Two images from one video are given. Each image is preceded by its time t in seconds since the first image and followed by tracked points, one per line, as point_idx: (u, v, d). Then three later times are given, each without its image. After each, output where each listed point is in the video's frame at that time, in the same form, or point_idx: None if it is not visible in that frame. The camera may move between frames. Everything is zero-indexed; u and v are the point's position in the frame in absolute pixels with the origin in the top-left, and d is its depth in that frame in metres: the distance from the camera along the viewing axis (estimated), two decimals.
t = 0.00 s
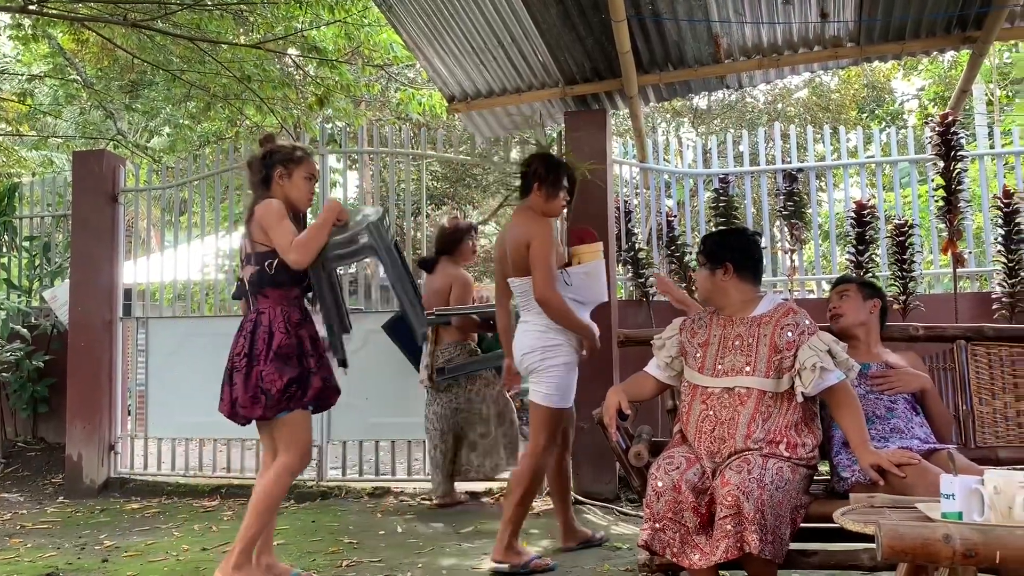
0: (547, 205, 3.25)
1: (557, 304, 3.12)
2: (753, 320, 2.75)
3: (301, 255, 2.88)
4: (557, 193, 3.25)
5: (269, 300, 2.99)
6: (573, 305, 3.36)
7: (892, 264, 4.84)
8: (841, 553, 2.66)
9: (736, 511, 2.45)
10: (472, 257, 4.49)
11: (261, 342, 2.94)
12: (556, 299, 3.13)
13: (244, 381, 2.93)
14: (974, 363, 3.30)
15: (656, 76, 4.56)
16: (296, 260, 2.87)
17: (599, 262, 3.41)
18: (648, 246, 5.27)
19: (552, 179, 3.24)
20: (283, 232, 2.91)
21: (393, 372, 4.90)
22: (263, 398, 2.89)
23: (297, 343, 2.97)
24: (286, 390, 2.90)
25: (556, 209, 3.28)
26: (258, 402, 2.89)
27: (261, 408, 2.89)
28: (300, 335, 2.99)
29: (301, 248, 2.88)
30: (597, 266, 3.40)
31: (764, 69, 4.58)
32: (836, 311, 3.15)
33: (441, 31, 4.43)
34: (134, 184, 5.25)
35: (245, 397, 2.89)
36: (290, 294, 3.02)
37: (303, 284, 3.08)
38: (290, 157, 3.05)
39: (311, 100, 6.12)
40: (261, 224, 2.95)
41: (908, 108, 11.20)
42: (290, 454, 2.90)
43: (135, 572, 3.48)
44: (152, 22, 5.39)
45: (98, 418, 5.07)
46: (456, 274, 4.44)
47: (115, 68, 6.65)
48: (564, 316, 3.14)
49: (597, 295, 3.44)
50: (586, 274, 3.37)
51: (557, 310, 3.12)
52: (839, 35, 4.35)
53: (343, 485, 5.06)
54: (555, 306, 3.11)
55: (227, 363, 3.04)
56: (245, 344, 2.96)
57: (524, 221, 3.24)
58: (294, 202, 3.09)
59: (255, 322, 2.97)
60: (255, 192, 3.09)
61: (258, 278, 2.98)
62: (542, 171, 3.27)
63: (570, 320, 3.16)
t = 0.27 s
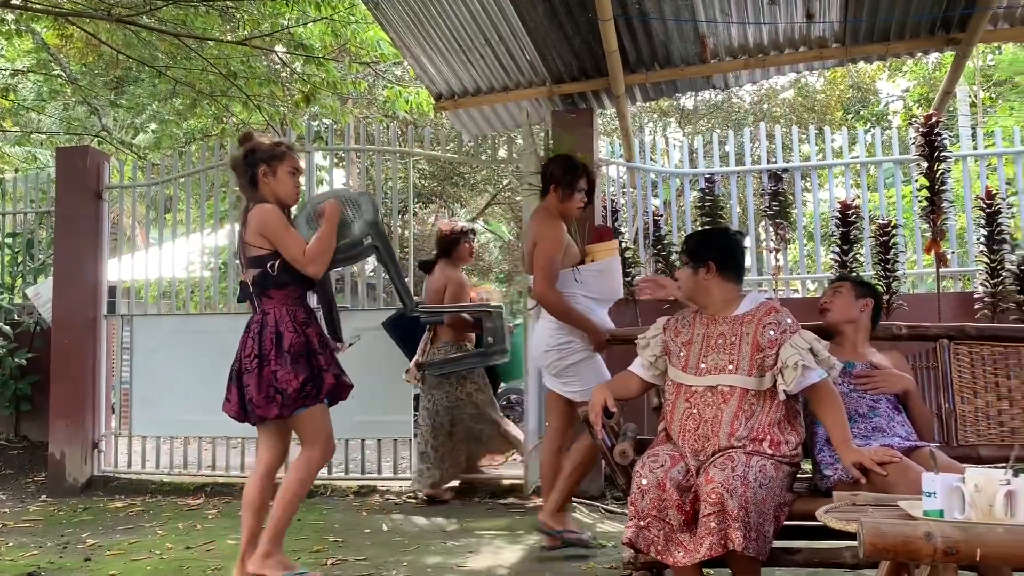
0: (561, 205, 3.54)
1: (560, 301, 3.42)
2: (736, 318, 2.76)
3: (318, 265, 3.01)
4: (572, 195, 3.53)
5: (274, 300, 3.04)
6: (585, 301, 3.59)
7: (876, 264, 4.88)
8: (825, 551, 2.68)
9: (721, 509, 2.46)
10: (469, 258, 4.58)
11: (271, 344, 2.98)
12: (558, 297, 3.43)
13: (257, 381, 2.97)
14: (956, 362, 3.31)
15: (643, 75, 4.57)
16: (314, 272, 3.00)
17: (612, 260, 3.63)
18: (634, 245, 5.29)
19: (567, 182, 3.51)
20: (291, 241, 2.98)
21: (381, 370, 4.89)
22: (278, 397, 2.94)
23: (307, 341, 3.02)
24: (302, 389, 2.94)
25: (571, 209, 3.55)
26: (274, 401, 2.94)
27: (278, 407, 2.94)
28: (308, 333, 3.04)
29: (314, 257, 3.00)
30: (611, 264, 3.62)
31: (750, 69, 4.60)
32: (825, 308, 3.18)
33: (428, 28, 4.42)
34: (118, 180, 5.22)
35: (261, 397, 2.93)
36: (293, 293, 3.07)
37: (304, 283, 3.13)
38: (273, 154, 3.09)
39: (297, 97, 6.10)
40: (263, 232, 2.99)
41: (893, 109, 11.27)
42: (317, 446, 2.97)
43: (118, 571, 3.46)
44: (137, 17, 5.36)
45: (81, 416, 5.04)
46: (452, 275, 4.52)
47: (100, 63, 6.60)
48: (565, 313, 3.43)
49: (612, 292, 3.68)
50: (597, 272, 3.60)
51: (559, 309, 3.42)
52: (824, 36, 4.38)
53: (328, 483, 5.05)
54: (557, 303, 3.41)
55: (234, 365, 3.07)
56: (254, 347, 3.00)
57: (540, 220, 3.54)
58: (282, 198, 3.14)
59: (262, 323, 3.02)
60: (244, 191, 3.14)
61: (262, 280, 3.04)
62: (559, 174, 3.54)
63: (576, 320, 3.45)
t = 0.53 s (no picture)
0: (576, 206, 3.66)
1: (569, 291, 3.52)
2: (714, 317, 2.76)
3: (327, 266, 3.09)
4: (587, 198, 3.65)
5: (275, 302, 3.08)
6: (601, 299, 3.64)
7: (854, 262, 4.91)
8: (802, 548, 2.69)
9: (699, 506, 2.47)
10: (460, 253, 5.01)
11: (273, 344, 3.04)
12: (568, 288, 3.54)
13: (260, 382, 3.02)
14: (933, 360, 3.34)
15: (624, 73, 4.57)
16: (324, 273, 3.08)
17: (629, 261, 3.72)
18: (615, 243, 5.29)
19: (581, 185, 3.65)
20: (298, 244, 3.03)
21: (363, 367, 4.86)
22: (282, 398, 3.01)
23: (309, 341, 3.09)
24: (306, 390, 3.02)
25: (588, 212, 3.68)
26: (278, 402, 3.01)
27: (281, 408, 3.01)
28: (310, 333, 3.10)
29: (322, 259, 3.07)
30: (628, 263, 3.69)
31: (731, 68, 4.60)
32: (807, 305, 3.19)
33: (409, 24, 4.39)
34: (94, 175, 5.15)
35: (265, 398, 3.00)
36: (293, 293, 3.12)
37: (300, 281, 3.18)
38: (256, 150, 3.08)
39: (277, 92, 6.05)
40: (269, 235, 3.01)
41: (871, 109, 11.37)
42: (312, 445, 3.07)
43: (91, 570, 3.42)
44: (114, 10, 5.29)
45: (56, 413, 4.99)
46: (444, 268, 4.96)
47: (76, 56, 6.51)
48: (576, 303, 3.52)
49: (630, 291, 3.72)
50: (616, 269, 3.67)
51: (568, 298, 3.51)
52: (804, 35, 4.40)
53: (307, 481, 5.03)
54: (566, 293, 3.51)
55: (234, 365, 3.12)
56: (256, 346, 3.05)
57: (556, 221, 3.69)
58: (269, 194, 3.14)
59: (265, 324, 3.06)
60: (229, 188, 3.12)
61: (263, 281, 3.07)
62: (574, 178, 3.69)
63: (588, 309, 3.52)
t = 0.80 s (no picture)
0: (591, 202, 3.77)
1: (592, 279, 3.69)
2: (690, 315, 2.78)
3: (326, 263, 3.12)
4: (600, 193, 3.76)
5: (272, 300, 3.08)
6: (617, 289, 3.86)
7: (830, 261, 4.96)
8: (778, 544, 2.71)
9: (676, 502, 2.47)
10: (441, 246, 4.99)
11: (270, 343, 3.03)
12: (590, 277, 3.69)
13: (253, 380, 3.02)
14: (908, 358, 3.37)
15: (604, 70, 4.58)
16: (324, 269, 3.12)
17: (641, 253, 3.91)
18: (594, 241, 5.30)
19: (595, 181, 3.75)
20: (297, 241, 3.04)
21: (341, 365, 4.83)
22: (274, 396, 3.01)
23: (305, 339, 3.09)
24: (299, 389, 3.02)
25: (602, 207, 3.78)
26: (269, 400, 3.01)
27: (272, 406, 3.01)
28: (306, 332, 3.10)
29: (322, 255, 3.10)
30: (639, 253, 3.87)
31: (709, 67, 4.62)
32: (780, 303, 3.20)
33: (388, 20, 4.36)
34: (68, 170, 5.09)
35: (256, 396, 3.00)
36: (289, 291, 3.12)
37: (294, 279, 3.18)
38: (252, 145, 3.07)
39: (254, 87, 6.01)
40: (267, 233, 3.01)
41: (848, 109, 11.46)
42: (290, 443, 3.05)
43: (64, 569, 3.38)
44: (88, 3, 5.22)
45: (29, 411, 4.93)
46: (424, 263, 4.98)
47: (50, 50, 6.43)
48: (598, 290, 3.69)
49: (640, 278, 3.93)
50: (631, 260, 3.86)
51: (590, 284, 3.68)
52: (782, 34, 4.43)
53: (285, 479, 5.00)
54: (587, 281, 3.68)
55: (229, 361, 3.12)
56: (251, 344, 3.04)
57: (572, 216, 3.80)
58: (262, 190, 3.13)
59: (261, 322, 3.05)
60: (221, 181, 3.10)
61: (258, 279, 3.06)
62: (587, 175, 3.79)
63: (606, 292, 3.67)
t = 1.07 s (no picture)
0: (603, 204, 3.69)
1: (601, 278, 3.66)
2: (671, 313, 2.78)
3: (313, 264, 3.12)
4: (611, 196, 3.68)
5: (259, 299, 3.07)
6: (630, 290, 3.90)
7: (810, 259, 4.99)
8: (758, 541, 2.72)
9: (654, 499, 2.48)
10: (424, 243, 4.97)
11: (256, 342, 3.02)
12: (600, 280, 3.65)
13: (237, 377, 3.02)
14: (886, 356, 3.41)
15: (586, 69, 4.58)
16: (311, 271, 3.13)
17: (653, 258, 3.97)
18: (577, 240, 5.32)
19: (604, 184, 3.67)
20: (285, 243, 3.03)
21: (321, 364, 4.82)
22: (257, 394, 3.00)
23: (291, 338, 3.08)
24: (285, 388, 3.01)
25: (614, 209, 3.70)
26: (252, 398, 3.01)
27: (255, 404, 3.01)
28: (293, 331, 3.09)
29: (309, 257, 3.10)
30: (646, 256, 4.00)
31: (691, 66, 4.64)
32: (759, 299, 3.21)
33: (370, 18, 4.33)
34: (45, 167, 5.04)
35: (240, 393, 3.00)
36: (276, 291, 3.11)
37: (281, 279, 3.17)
38: (242, 145, 3.04)
39: (235, 84, 5.97)
40: (256, 233, 2.99)
41: (829, 108, 11.54)
42: (271, 440, 3.03)
43: (40, 570, 3.34)
44: None
45: (5, 410, 4.88)
46: (406, 259, 4.99)
47: (27, 45, 6.35)
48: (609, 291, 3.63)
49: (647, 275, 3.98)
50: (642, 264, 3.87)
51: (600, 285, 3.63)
52: (763, 34, 4.44)
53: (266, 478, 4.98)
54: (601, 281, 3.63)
55: (214, 358, 3.11)
56: (238, 343, 3.04)
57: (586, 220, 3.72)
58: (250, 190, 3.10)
59: (248, 322, 3.04)
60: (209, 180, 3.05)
61: (246, 279, 3.04)
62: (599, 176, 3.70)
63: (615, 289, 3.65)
